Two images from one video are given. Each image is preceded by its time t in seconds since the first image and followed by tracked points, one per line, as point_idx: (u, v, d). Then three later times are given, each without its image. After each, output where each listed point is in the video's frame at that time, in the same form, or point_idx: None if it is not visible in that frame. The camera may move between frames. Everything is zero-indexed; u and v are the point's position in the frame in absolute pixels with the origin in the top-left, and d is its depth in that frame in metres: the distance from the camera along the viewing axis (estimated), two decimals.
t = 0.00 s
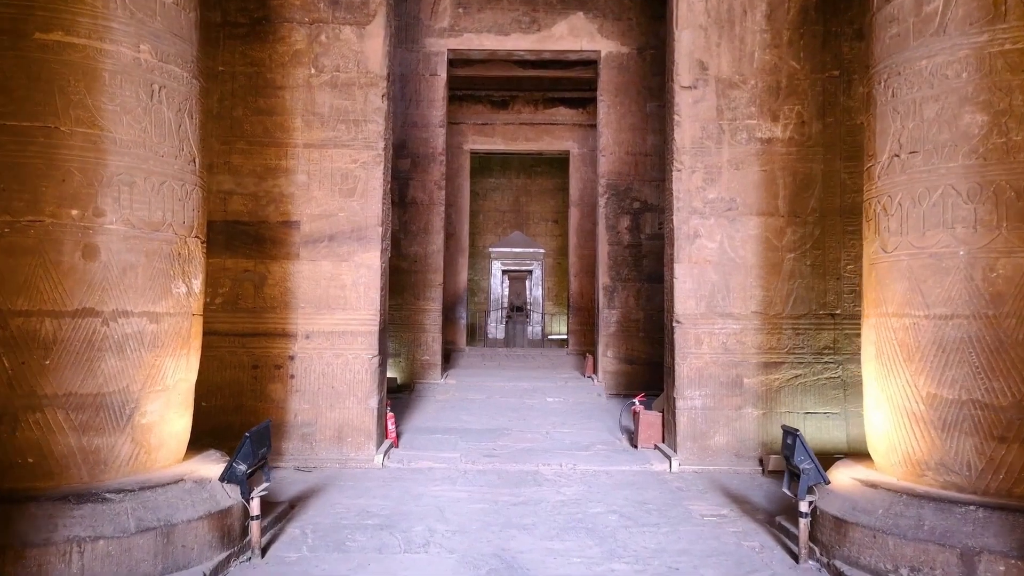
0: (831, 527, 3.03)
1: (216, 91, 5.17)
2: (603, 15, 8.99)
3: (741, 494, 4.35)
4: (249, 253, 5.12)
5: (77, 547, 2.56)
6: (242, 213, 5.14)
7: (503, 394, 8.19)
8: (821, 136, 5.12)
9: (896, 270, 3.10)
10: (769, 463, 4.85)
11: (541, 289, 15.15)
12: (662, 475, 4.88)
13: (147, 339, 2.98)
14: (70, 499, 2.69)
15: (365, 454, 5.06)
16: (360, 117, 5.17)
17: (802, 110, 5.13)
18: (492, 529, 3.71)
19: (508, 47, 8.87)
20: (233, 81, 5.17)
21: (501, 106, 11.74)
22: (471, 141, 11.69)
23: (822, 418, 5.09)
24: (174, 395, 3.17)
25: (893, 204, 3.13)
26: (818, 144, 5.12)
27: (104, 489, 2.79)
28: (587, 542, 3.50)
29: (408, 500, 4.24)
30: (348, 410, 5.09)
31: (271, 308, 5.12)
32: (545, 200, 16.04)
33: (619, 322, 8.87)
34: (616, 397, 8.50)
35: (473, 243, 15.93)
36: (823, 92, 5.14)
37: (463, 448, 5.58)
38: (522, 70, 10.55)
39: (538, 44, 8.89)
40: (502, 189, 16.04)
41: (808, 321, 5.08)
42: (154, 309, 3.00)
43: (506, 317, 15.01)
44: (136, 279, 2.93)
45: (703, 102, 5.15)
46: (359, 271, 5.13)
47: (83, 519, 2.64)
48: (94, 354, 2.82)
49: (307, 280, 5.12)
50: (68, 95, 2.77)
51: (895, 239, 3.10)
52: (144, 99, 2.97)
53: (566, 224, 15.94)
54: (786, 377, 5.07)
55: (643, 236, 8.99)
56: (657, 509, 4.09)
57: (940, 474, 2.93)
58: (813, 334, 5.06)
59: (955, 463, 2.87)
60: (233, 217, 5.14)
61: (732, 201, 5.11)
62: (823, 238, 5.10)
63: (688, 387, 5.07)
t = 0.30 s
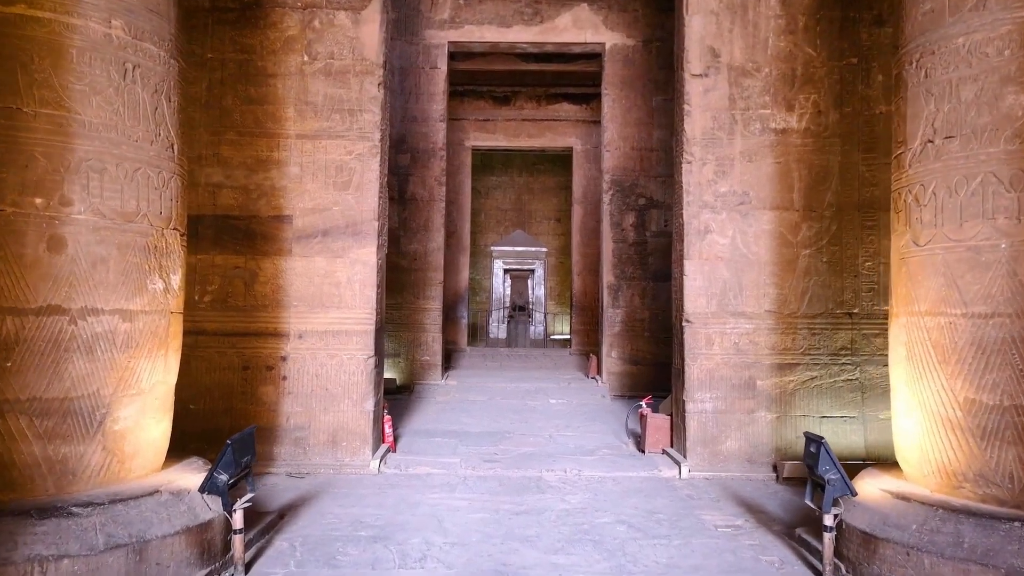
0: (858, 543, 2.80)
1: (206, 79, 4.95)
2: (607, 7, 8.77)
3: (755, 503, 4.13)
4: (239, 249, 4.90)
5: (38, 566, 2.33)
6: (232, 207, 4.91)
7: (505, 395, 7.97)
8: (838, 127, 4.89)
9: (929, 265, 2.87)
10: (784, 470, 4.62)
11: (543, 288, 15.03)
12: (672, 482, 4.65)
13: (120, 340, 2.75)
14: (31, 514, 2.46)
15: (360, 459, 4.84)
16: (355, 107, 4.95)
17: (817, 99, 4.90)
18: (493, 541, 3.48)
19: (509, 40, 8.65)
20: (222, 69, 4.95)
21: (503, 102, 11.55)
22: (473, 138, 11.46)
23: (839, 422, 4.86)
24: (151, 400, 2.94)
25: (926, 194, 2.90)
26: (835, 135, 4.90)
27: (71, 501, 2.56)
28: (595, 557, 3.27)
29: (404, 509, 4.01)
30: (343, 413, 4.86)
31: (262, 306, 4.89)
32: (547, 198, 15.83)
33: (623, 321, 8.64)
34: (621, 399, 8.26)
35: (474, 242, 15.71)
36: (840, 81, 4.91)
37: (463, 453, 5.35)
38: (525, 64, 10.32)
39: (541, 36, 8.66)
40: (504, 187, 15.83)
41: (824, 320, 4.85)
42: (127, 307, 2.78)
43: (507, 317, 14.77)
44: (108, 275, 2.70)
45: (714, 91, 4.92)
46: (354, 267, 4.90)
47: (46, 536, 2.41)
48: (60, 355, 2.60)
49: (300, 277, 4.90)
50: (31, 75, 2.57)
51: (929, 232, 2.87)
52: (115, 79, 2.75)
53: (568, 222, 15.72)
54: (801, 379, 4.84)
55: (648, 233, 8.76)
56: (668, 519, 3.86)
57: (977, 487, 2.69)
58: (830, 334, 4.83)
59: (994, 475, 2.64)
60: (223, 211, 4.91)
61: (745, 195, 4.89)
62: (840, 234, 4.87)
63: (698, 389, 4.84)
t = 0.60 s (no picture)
0: (888, 562, 2.58)
1: (191, 67, 4.72)
2: None
3: (769, 514, 3.91)
4: (226, 245, 4.68)
5: None
6: (218, 201, 4.69)
7: (503, 397, 7.75)
8: (853, 117, 4.68)
9: (965, 261, 2.65)
10: (796, 477, 4.40)
11: (542, 288, 14.81)
12: (679, 490, 4.43)
13: (85, 341, 2.53)
14: None
15: (352, 465, 4.62)
16: (347, 96, 4.73)
17: (831, 89, 4.69)
18: (492, 555, 3.26)
19: (509, 32, 8.43)
20: (208, 56, 4.73)
21: (501, 98, 11.31)
22: (471, 134, 11.23)
23: (854, 426, 4.65)
24: (123, 406, 2.72)
25: (961, 184, 2.68)
26: (850, 126, 4.68)
27: (30, 519, 2.33)
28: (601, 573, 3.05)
29: (397, 520, 3.79)
30: (334, 418, 4.64)
31: (249, 305, 4.67)
32: (546, 196, 15.62)
33: (625, 321, 8.42)
34: (623, 400, 8.04)
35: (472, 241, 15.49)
36: (855, 70, 4.69)
37: (460, 458, 5.13)
38: (524, 58, 10.10)
39: (541, 28, 8.45)
40: (502, 185, 15.62)
41: (839, 320, 4.63)
42: (93, 305, 2.55)
43: (506, 316, 14.52)
44: (71, 270, 2.48)
45: (724, 80, 4.70)
46: (347, 264, 4.68)
47: None
48: (18, 357, 2.37)
49: (290, 274, 4.68)
50: None
51: (965, 225, 2.65)
52: (81, 57, 2.54)
53: (567, 221, 15.51)
54: (814, 381, 4.63)
55: (651, 230, 8.54)
56: (677, 531, 3.64)
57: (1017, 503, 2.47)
58: (845, 334, 4.62)
59: None
60: (209, 205, 4.69)
61: (756, 189, 4.67)
62: (855, 229, 4.65)
63: (707, 392, 4.63)
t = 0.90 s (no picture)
0: None
1: (173, 54, 4.48)
2: None
3: (785, 530, 3.67)
4: (210, 242, 4.44)
5: None
6: (202, 195, 4.45)
7: (502, 399, 7.51)
8: (870, 108, 4.45)
9: (1008, 259, 2.42)
10: (811, 487, 4.17)
11: (541, 287, 14.45)
12: (688, 501, 4.19)
13: (41, 344, 2.30)
14: None
15: (342, 474, 4.39)
16: (338, 85, 4.49)
17: (847, 78, 4.46)
18: None
19: (509, 25, 8.20)
20: (192, 42, 4.48)
21: (500, 94, 11.05)
22: (470, 131, 10.98)
23: (871, 434, 4.42)
24: (85, 416, 2.49)
25: (1004, 174, 2.45)
26: (867, 117, 4.45)
27: None
28: None
29: (389, 535, 3.55)
30: (324, 423, 4.41)
31: (235, 305, 4.43)
32: (546, 195, 15.39)
33: (627, 321, 8.19)
34: (625, 403, 7.80)
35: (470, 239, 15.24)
36: (872, 58, 4.46)
37: (457, 466, 4.89)
38: (524, 52, 9.87)
39: (542, 21, 8.23)
40: (501, 182, 15.38)
41: (855, 321, 4.41)
42: (50, 304, 2.32)
43: (504, 316, 14.26)
44: (27, 266, 2.24)
45: (735, 68, 4.46)
46: (337, 262, 4.44)
47: None
48: None
49: (277, 272, 4.44)
50: None
51: (1008, 220, 2.42)
52: (38, 32, 2.30)
53: (567, 219, 15.28)
54: (829, 386, 4.40)
55: (654, 228, 8.31)
56: (688, 548, 3.40)
57: None
58: (861, 337, 4.39)
59: None
60: (192, 199, 4.45)
61: (768, 184, 4.43)
62: (873, 226, 4.43)
63: (716, 398, 4.39)
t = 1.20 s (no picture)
0: None
1: (157, 40, 4.24)
2: None
3: (808, 545, 3.45)
4: (197, 238, 4.20)
5: None
6: (187, 188, 4.21)
7: (502, 402, 7.28)
8: (892, 98, 4.22)
9: None
10: (832, 498, 3.95)
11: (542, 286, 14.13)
12: (702, 513, 3.97)
13: None
14: None
15: (336, 483, 4.15)
16: (332, 73, 4.25)
17: (869, 66, 4.23)
18: None
19: (510, 17, 8.05)
20: (178, 27, 4.25)
21: (501, 90, 10.81)
22: (469, 128, 10.73)
23: (893, 441, 4.19)
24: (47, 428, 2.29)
25: None
26: (889, 108, 4.22)
27: None
28: None
29: (386, 551, 3.32)
30: (317, 430, 4.18)
31: (222, 304, 4.19)
32: (546, 193, 15.16)
33: (630, 322, 7.96)
34: (628, 406, 7.57)
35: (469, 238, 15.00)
36: (895, 45, 4.23)
37: (456, 474, 4.66)
38: (525, 46, 9.64)
39: (544, 13, 8.02)
40: (500, 181, 15.15)
41: (877, 323, 4.19)
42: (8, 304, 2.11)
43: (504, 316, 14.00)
44: None
45: (750, 56, 4.24)
46: (331, 259, 4.21)
47: None
48: None
49: (267, 270, 4.21)
50: None
51: None
52: None
53: (568, 218, 15.05)
54: (849, 391, 4.18)
55: (659, 226, 8.08)
56: (705, 565, 3.18)
57: None
58: (883, 339, 4.17)
59: None
60: (177, 192, 4.21)
61: (785, 178, 4.21)
62: (895, 222, 4.20)
63: (730, 403, 4.17)
